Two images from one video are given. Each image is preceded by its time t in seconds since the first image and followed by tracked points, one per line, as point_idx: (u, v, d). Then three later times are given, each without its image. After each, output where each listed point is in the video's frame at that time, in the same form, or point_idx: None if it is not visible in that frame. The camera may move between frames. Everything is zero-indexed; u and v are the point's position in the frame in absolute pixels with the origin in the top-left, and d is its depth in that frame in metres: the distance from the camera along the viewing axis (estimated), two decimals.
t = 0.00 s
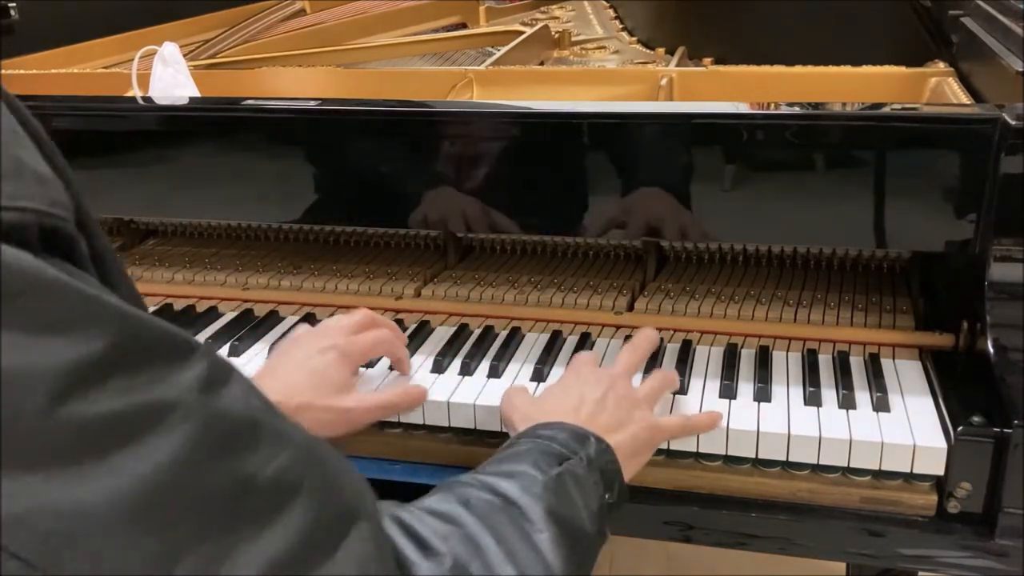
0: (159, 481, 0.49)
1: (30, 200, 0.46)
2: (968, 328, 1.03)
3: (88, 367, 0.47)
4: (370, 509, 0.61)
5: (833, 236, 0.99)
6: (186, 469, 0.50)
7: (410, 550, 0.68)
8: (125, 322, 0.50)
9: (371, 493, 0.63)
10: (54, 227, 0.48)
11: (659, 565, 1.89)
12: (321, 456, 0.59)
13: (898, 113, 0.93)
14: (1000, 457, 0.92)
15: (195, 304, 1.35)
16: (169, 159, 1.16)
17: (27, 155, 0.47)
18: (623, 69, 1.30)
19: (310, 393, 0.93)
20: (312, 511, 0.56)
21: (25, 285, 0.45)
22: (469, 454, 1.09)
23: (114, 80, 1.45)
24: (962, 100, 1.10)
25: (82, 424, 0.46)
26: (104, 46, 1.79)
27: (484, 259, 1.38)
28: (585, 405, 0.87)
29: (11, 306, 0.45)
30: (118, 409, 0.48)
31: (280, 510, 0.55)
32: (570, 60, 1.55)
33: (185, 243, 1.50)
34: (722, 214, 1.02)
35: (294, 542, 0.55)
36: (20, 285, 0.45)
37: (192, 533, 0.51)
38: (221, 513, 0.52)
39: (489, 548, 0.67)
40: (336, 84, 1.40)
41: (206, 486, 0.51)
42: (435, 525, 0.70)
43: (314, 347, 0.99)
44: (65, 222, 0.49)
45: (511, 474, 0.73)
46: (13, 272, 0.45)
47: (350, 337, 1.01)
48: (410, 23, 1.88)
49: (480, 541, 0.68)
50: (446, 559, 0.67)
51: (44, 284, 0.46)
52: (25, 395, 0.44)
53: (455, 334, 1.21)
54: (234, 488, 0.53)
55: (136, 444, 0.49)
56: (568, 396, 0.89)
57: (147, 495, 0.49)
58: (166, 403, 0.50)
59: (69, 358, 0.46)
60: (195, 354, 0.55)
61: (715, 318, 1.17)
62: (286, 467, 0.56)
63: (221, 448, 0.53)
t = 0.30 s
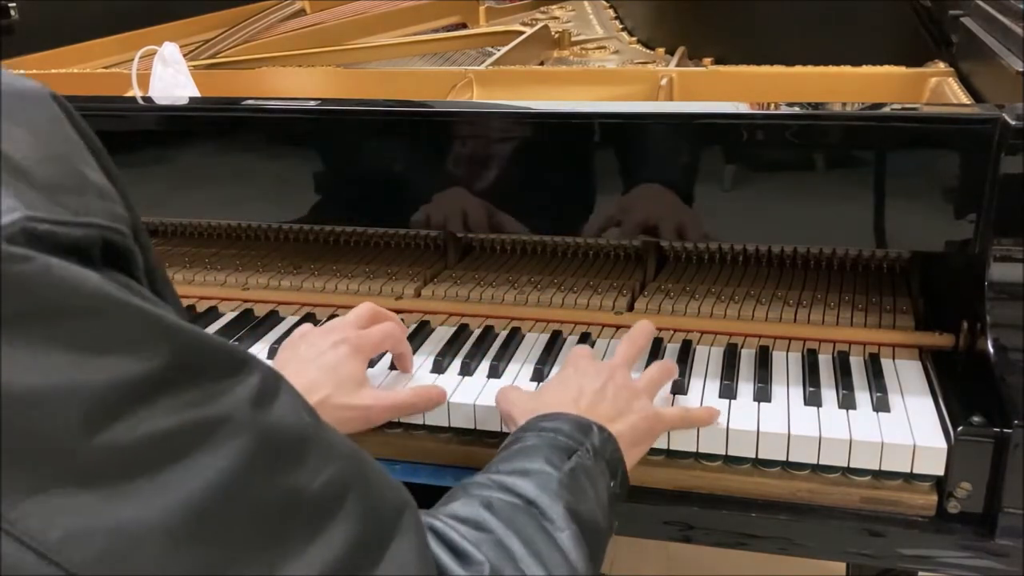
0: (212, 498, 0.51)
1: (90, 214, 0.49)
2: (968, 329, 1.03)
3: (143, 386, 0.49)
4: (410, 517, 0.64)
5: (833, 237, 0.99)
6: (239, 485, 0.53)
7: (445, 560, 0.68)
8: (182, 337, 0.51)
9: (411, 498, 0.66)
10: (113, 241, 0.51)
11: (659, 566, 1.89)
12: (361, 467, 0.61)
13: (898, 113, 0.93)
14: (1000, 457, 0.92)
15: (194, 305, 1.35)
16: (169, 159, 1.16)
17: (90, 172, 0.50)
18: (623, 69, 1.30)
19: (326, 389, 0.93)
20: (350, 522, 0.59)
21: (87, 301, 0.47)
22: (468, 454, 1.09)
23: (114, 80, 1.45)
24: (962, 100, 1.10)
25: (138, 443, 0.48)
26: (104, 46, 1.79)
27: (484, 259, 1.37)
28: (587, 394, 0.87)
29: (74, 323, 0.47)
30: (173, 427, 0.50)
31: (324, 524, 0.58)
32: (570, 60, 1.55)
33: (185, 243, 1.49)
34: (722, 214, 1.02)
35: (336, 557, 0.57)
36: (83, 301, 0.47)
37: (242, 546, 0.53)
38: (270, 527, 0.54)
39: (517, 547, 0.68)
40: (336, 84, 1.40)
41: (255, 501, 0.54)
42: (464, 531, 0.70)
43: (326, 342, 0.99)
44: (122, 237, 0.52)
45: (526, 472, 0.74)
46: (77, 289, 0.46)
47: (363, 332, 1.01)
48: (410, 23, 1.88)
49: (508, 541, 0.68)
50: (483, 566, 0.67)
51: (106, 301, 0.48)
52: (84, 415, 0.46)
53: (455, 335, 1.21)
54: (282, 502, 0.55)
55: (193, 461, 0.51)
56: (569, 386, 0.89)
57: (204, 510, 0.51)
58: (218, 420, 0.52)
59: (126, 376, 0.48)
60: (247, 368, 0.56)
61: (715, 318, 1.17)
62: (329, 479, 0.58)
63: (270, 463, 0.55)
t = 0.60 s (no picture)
0: (219, 506, 0.51)
1: (102, 219, 0.48)
2: (968, 329, 1.03)
3: (153, 394, 0.49)
4: (416, 521, 0.64)
5: (833, 236, 0.99)
6: (245, 493, 0.52)
7: (451, 563, 0.68)
8: (192, 346, 0.51)
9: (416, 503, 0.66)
10: (124, 245, 0.50)
11: (659, 566, 1.89)
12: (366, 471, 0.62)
13: (898, 113, 0.93)
14: (1000, 457, 0.92)
15: (195, 305, 1.34)
16: (170, 160, 1.16)
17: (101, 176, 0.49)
18: (623, 68, 1.30)
19: (320, 376, 0.94)
20: (358, 527, 0.59)
21: (99, 311, 0.46)
22: (468, 454, 1.09)
23: (114, 80, 1.45)
24: (962, 100, 1.10)
25: (147, 451, 0.48)
26: (103, 46, 1.79)
27: (484, 259, 1.37)
28: (586, 383, 0.88)
29: (84, 333, 0.46)
30: (182, 435, 0.50)
31: (329, 531, 0.58)
32: (570, 60, 1.55)
33: (185, 243, 1.49)
34: (722, 214, 1.02)
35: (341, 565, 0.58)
36: (95, 310, 0.46)
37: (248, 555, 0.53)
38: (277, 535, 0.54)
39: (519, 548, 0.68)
40: (336, 84, 1.40)
41: (263, 508, 0.53)
42: (468, 533, 0.70)
43: (320, 330, 0.99)
44: (133, 241, 0.51)
45: (526, 468, 0.73)
46: (88, 298, 0.46)
47: (356, 318, 1.01)
48: (410, 23, 1.88)
49: (510, 542, 0.68)
50: (488, 569, 0.67)
51: (117, 310, 0.47)
52: (95, 424, 0.45)
53: (455, 335, 1.21)
54: (288, 511, 0.55)
55: (201, 468, 0.51)
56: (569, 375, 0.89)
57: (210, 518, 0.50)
58: (227, 428, 0.52)
59: (136, 385, 0.47)
60: (255, 374, 0.56)
61: (715, 318, 1.17)
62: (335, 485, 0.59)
63: (277, 468, 0.55)
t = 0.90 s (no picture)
0: (173, 557, 0.43)
1: (70, 236, 0.44)
2: (968, 329, 1.03)
3: (109, 427, 0.41)
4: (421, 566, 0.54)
5: (833, 237, 0.99)
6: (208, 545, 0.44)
7: None
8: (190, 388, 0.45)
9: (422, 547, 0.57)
10: (96, 265, 0.45)
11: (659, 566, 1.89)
12: (362, 520, 0.52)
13: (898, 113, 0.93)
14: (1000, 457, 0.92)
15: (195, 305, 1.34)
16: (170, 160, 1.16)
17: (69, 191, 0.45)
18: (623, 68, 1.30)
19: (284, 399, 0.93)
20: None
21: (59, 332, 0.41)
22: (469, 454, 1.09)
23: (114, 80, 1.45)
24: (962, 100, 1.10)
25: (92, 491, 0.41)
26: (103, 46, 1.79)
27: (484, 259, 1.37)
28: (574, 379, 0.72)
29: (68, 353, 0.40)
30: (142, 475, 0.42)
31: None
32: (570, 60, 1.55)
33: (185, 243, 1.49)
34: (722, 214, 1.02)
35: None
36: (53, 331, 0.41)
37: None
38: None
39: None
40: (336, 84, 1.40)
41: (227, 563, 0.45)
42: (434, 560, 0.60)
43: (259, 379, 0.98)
44: (105, 261, 0.46)
45: (505, 490, 0.63)
46: (52, 314, 0.41)
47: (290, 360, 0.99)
48: (410, 23, 1.88)
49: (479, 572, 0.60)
50: None
51: (86, 329, 0.42)
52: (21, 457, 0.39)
53: (455, 335, 1.21)
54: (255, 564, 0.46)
55: (158, 513, 0.43)
56: (552, 372, 0.72)
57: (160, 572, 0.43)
58: (197, 467, 0.44)
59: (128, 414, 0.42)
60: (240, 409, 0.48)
61: (715, 318, 1.17)
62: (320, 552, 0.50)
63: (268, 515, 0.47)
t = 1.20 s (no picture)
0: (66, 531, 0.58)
1: (53, 303, 0.57)
2: (968, 328, 1.02)
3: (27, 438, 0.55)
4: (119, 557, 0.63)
5: (833, 236, 0.99)
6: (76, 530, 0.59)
7: None
8: (59, 437, 0.56)
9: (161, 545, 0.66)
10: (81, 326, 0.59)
11: (660, 565, 1.89)
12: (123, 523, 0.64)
13: (898, 112, 0.93)
14: (999, 457, 0.92)
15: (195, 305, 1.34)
16: (170, 160, 1.16)
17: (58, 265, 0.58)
18: (623, 68, 1.30)
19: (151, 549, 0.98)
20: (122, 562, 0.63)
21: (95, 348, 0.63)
22: (470, 454, 1.09)
23: (115, 80, 1.45)
24: (962, 100, 1.10)
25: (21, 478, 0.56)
26: (104, 46, 1.79)
27: (484, 259, 1.38)
28: None
29: None
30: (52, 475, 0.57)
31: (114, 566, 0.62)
32: (571, 60, 1.55)
33: (185, 243, 1.49)
34: (722, 214, 1.02)
35: None
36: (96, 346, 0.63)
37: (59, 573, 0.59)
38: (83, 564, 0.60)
39: None
40: (336, 84, 1.40)
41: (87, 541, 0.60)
42: None
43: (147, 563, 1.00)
44: (77, 337, 0.58)
45: None
46: (56, 345, 0.57)
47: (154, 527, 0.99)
48: (410, 23, 1.87)
49: None
50: None
51: (59, 364, 0.57)
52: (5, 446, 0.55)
53: (455, 334, 1.21)
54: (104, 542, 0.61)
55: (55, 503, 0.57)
56: None
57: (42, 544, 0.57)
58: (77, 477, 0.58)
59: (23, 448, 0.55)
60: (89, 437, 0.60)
61: (715, 318, 1.17)
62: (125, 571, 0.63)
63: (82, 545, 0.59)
